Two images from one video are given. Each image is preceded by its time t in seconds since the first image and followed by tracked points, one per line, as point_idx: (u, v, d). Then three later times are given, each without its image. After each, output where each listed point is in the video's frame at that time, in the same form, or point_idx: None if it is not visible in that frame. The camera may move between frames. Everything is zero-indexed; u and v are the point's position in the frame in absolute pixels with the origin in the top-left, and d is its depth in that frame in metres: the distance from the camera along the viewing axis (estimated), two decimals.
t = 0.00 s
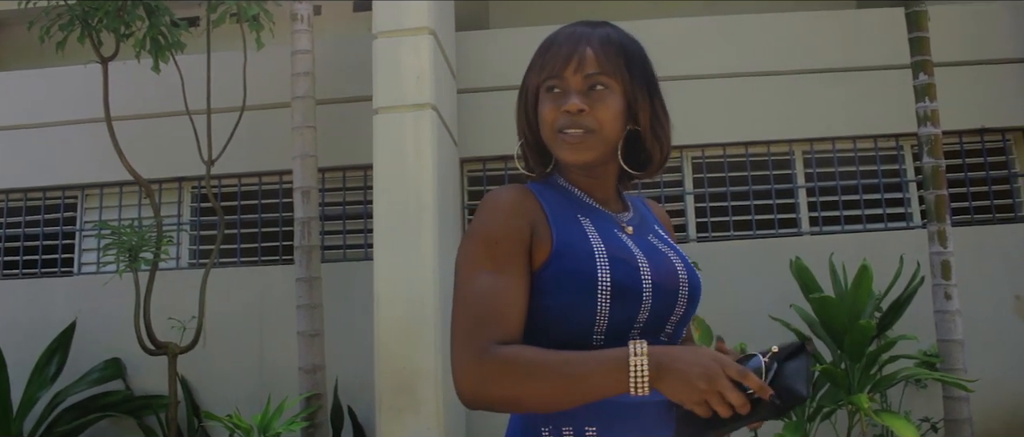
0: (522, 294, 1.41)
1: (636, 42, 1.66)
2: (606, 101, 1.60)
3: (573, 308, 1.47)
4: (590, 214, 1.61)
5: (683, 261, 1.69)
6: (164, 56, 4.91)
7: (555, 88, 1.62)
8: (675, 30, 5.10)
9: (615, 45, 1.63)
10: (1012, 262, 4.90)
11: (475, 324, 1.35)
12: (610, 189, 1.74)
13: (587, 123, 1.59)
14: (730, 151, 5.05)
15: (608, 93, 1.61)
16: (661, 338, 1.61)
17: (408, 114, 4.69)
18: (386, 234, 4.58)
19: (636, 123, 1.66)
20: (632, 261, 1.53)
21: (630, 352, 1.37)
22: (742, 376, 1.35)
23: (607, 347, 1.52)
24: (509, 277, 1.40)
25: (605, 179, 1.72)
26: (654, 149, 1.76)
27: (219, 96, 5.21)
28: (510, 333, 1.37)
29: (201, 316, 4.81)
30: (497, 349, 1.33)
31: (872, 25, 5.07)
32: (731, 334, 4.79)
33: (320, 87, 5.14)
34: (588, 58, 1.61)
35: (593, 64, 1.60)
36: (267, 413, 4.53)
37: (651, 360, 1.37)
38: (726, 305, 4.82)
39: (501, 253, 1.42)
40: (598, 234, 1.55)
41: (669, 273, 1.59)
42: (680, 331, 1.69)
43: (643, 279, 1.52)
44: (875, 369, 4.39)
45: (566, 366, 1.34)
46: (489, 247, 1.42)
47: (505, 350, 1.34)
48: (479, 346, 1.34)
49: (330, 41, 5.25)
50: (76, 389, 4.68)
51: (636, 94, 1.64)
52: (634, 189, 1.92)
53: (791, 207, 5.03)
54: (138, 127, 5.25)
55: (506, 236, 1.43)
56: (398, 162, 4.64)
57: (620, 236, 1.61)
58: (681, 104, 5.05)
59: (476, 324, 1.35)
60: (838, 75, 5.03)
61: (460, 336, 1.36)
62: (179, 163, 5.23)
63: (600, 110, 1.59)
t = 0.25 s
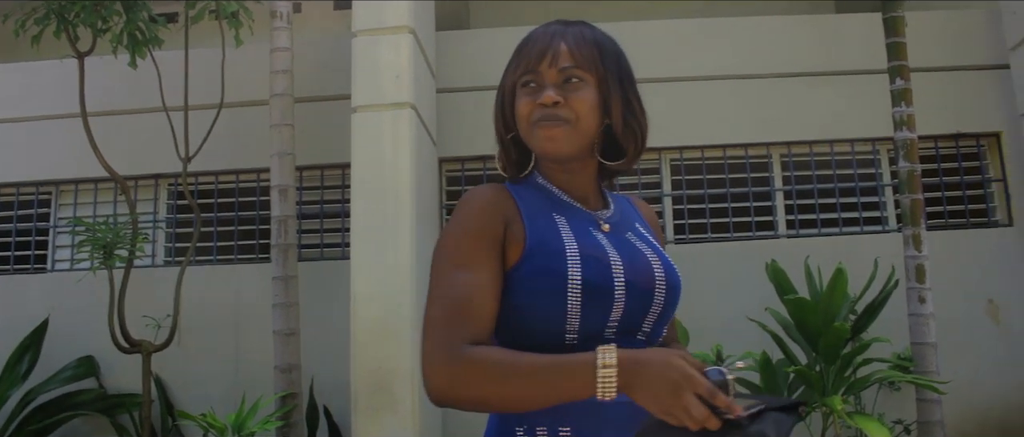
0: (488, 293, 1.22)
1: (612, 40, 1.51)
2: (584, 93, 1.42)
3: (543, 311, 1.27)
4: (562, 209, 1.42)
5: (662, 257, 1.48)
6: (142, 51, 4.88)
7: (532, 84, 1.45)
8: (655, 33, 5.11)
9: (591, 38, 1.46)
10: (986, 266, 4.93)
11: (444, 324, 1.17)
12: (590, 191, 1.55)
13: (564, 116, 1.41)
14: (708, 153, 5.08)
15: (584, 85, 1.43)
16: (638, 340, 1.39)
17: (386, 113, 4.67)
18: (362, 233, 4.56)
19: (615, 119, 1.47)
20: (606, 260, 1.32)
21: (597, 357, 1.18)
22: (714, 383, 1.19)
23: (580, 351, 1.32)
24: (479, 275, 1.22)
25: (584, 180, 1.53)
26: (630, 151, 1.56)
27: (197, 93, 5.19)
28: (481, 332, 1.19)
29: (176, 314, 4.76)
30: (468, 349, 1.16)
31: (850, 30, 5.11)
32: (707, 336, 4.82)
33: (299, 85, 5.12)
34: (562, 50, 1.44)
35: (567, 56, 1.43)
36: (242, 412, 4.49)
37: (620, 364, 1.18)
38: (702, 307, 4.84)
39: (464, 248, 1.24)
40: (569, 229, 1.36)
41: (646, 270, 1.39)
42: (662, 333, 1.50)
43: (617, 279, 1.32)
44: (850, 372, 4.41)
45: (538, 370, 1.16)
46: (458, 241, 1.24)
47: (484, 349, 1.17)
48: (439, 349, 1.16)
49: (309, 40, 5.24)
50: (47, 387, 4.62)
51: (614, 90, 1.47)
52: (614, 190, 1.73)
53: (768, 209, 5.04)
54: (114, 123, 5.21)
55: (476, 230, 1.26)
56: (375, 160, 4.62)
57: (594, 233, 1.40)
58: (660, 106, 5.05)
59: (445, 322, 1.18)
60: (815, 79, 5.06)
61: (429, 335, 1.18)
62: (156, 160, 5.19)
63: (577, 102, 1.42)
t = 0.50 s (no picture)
0: (446, 290, 1.25)
1: (577, 41, 1.51)
2: (540, 95, 1.43)
3: (500, 309, 1.28)
4: (524, 208, 1.43)
5: (626, 256, 1.47)
6: (111, 47, 4.81)
7: (491, 88, 1.48)
8: (628, 35, 5.13)
9: (550, 40, 1.47)
10: (951, 270, 5.00)
11: (401, 321, 1.21)
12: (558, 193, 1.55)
13: (519, 119, 1.42)
14: (680, 156, 5.09)
15: (540, 86, 1.44)
16: (601, 339, 1.39)
17: (358, 112, 4.64)
18: (332, 233, 4.53)
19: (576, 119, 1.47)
20: (563, 257, 1.33)
21: (546, 356, 1.20)
22: (660, 385, 1.23)
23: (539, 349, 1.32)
24: (437, 272, 1.25)
25: (552, 182, 1.53)
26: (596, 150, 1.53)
27: (168, 90, 5.14)
28: (436, 331, 1.23)
29: (144, 313, 4.70)
30: (420, 347, 1.19)
31: (820, 35, 5.16)
32: (677, 337, 4.84)
33: (270, 83, 5.09)
34: (520, 53, 1.46)
35: (524, 59, 1.45)
36: (209, 412, 4.44)
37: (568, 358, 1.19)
38: (672, 310, 4.85)
39: (424, 245, 1.28)
40: (529, 227, 1.37)
41: (607, 268, 1.38)
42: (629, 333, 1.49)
43: (574, 275, 1.32)
44: (818, 374, 4.44)
45: (488, 370, 1.18)
46: (419, 240, 1.28)
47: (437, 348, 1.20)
48: (392, 344, 1.20)
49: (281, 38, 5.20)
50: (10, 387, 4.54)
51: (574, 90, 1.47)
52: (592, 193, 1.73)
53: (739, 212, 5.07)
54: (82, 119, 5.15)
55: (436, 230, 1.29)
56: (346, 160, 4.59)
57: (554, 232, 1.40)
58: (633, 108, 5.06)
59: (401, 319, 1.21)
60: (786, 83, 5.10)
61: (385, 330, 1.21)
62: (124, 157, 5.13)
63: (532, 103, 1.43)
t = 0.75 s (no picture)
0: (415, 294, 1.23)
1: (559, 45, 1.47)
2: (519, 103, 1.40)
3: (466, 313, 1.27)
4: (494, 211, 1.40)
5: (597, 260, 1.42)
6: (88, 45, 4.75)
7: (470, 92, 1.44)
8: (608, 38, 5.14)
9: (531, 45, 1.44)
10: (927, 274, 5.05)
11: (369, 320, 1.18)
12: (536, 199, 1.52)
13: (498, 127, 1.39)
14: (660, 159, 5.11)
15: (520, 94, 1.41)
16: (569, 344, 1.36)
17: (338, 113, 4.61)
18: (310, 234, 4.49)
19: (555, 128, 1.44)
20: (530, 261, 1.31)
21: (514, 358, 1.17)
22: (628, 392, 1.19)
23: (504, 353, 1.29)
24: (405, 275, 1.23)
25: (531, 188, 1.50)
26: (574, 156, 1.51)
27: (146, 89, 5.11)
28: (404, 332, 1.20)
29: (120, 314, 4.64)
30: (387, 347, 1.16)
31: (798, 41, 5.19)
32: (655, 340, 4.85)
33: (249, 83, 5.07)
34: (500, 58, 1.42)
35: (504, 64, 1.41)
36: (186, 414, 4.39)
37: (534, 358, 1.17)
38: (651, 313, 4.87)
39: (393, 248, 1.26)
40: (498, 231, 1.35)
41: (576, 273, 1.35)
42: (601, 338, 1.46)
43: (541, 279, 1.29)
44: (795, 377, 4.46)
45: (457, 372, 1.16)
46: (389, 243, 1.26)
47: (405, 349, 1.17)
48: (358, 344, 1.17)
49: (261, 38, 5.19)
50: None
51: (555, 98, 1.43)
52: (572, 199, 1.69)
53: (717, 216, 5.09)
54: (59, 118, 5.11)
55: (408, 232, 1.28)
56: (325, 160, 4.56)
57: (523, 235, 1.38)
58: (613, 111, 5.07)
59: (367, 320, 1.19)
60: (765, 87, 5.13)
61: (352, 331, 1.19)
62: (101, 156, 5.09)
63: (511, 112, 1.40)
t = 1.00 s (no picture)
0: (396, 295, 1.21)
1: (546, 47, 1.45)
2: (504, 105, 1.38)
3: (448, 318, 1.25)
4: (478, 216, 1.38)
5: (580, 265, 1.40)
6: (74, 43, 4.72)
7: (456, 94, 1.41)
8: (596, 40, 5.14)
9: (518, 47, 1.41)
10: (911, 277, 5.08)
11: (347, 320, 1.16)
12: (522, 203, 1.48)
13: (483, 130, 1.37)
14: (646, 161, 5.12)
15: (506, 96, 1.38)
16: (551, 350, 1.34)
17: (326, 112, 4.58)
18: (296, 234, 4.47)
19: (541, 130, 1.41)
20: (513, 267, 1.28)
21: (493, 364, 1.15)
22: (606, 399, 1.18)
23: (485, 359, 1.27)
24: (387, 277, 1.22)
25: (517, 192, 1.47)
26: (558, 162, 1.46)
27: (133, 88, 5.09)
28: (383, 332, 1.18)
29: (105, 313, 4.61)
30: (365, 347, 1.14)
31: (786, 45, 5.22)
32: (640, 342, 4.87)
33: (237, 83, 5.06)
34: (487, 60, 1.40)
35: (490, 66, 1.39)
36: (170, 414, 4.37)
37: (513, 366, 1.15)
38: (637, 315, 4.88)
39: (375, 251, 1.24)
40: (481, 236, 1.33)
41: (559, 279, 1.32)
42: (584, 345, 1.43)
43: (523, 284, 1.27)
44: (780, 380, 4.46)
45: (434, 375, 1.14)
46: (372, 244, 1.25)
47: (381, 348, 1.15)
48: (336, 342, 1.15)
49: (249, 38, 5.18)
50: None
51: (541, 99, 1.41)
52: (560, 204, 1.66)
53: (704, 218, 5.11)
54: (44, 116, 5.08)
55: (392, 232, 1.26)
56: (312, 160, 4.54)
57: (507, 240, 1.35)
58: (601, 113, 5.07)
59: (346, 319, 1.17)
60: (753, 91, 5.15)
61: (330, 329, 1.17)
62: (87, 154, 5.07)
63: (497, 113, 1.37)
